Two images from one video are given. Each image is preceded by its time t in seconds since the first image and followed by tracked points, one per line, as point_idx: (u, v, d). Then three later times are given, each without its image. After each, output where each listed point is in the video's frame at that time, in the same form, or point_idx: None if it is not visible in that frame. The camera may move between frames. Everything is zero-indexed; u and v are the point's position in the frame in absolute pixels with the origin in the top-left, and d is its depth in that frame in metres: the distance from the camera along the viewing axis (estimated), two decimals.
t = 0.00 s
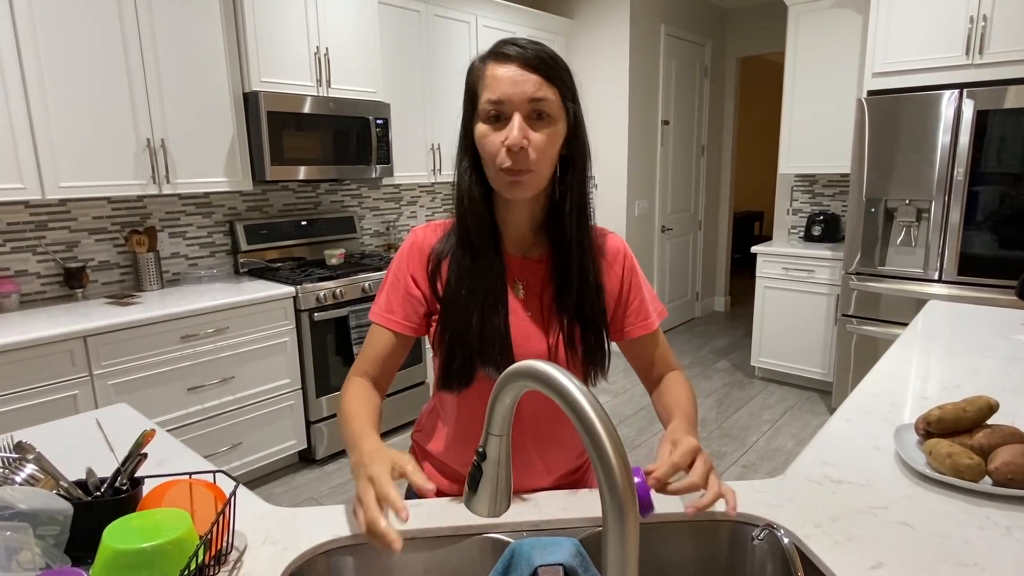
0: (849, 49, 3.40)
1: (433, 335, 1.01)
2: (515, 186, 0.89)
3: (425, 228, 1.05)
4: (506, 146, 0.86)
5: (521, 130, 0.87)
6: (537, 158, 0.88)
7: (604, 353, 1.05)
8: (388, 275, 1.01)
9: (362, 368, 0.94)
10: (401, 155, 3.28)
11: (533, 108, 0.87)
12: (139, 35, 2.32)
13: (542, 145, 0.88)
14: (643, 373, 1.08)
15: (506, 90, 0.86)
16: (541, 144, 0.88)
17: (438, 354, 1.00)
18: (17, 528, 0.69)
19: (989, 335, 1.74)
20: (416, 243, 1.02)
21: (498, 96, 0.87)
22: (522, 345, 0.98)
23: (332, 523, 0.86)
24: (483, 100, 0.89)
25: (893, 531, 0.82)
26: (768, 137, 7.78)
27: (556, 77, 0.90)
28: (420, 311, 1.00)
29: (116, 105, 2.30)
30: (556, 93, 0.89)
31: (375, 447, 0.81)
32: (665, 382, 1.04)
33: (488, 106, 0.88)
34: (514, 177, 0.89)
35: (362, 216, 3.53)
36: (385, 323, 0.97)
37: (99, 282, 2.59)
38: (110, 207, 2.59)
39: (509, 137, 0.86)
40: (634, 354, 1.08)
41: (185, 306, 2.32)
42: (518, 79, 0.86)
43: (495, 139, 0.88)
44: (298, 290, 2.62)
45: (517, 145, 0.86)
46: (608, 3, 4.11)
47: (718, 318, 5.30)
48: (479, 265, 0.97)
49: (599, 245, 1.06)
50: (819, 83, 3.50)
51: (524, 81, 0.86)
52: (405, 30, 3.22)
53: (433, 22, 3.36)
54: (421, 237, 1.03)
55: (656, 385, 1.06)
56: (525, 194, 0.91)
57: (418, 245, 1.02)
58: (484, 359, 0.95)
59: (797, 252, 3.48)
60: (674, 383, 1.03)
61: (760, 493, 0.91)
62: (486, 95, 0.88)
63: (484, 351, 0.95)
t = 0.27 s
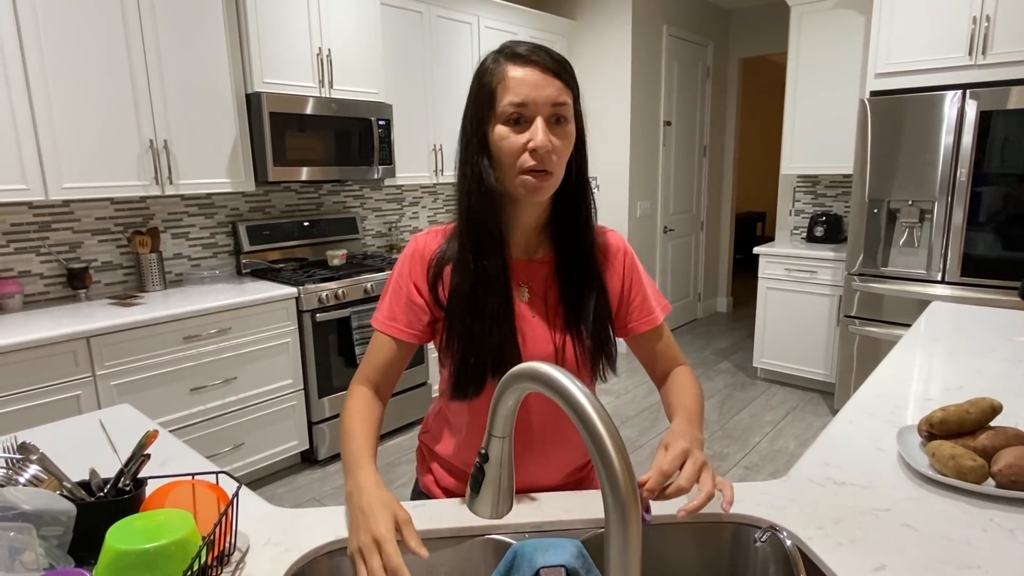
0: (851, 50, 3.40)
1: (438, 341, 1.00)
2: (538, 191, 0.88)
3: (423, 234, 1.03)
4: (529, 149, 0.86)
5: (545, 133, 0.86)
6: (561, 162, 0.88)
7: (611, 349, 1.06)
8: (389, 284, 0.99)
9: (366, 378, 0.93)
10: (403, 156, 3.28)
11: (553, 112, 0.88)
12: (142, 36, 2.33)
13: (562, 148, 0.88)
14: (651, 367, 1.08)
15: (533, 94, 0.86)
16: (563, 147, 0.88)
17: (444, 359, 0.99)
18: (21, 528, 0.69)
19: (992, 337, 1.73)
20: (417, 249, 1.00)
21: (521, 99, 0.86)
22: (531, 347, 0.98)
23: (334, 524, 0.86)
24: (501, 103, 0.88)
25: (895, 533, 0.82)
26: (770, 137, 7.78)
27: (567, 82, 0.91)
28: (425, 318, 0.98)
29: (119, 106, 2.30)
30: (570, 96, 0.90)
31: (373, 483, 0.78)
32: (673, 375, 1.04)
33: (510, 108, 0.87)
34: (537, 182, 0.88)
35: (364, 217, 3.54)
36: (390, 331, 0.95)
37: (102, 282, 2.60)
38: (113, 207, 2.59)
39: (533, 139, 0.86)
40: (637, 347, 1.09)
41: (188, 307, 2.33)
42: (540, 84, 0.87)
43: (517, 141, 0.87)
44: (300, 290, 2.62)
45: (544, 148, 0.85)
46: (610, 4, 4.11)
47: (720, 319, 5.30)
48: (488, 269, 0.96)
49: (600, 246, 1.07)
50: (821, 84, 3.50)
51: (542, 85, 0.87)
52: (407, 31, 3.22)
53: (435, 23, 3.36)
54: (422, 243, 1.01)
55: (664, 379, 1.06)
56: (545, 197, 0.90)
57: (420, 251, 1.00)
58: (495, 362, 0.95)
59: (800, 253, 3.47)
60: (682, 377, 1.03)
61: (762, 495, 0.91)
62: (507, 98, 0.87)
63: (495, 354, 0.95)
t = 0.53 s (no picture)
0: (853, 51, 3.40)
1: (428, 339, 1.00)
2: (502, 192, 0.89)
3: (413, 234, 1.04)
4: (494, 153, 0.87)
5: (508, 139, 0.86)
6: (527, 165, 0.88)
7: (599, 346, 1.05)
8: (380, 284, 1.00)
9: (372, 383, 0.93)
10: (405, 157, 3.28)
11: (518, 116, 0.87)
12: (145, 38, 2.33)
13: (530, 151, 0.88)
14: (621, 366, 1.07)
15: (495, 99, 0.86)
16: (529, 150, 0.88)
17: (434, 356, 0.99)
18: (24, 529, 0.70)
19: (995, 338, 1.73)
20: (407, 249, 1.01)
21: (485, 104, 0.86)
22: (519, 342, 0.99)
23: (336, 525, 0.86)
24: (470, 108, 0.88)
25: (898, 535, 0.82)
26: (772, 139, 7.77)
27: (543, 86, 0.91)
28: (415, 316, 0.99)
29: (123, 107, 2.31)
30: (542, 99, 0.90)
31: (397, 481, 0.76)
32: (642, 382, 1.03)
33: (476, 115, 0.87)
34: (498, 183, 0.89)
35: (366, 218, 3.54)
36: (386, 330, 0.95)
37: (105, 283, 2.60)
38: (116, 208, 2.60)
39: (497, 144, 0.86)
40: (617, 347, 1.08)
41: (190, 308, 2.33)
42: (507, 89, 0.86)
43: (483, 147, 0.87)
44: (302, 291, 2.63)
45: (505, 152, 0.86)
46: (612, 5, 4.12)
47: (722, 320, 5.29)
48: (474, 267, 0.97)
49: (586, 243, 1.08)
50: (823, 85, 3.50)
51: (513, 89, 0.87)
52: (410, 33, 3.23)
53: (437, 25, 3.36)
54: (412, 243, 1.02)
55: (637, 380, 1.05)
56: (511, 198, 0.91)
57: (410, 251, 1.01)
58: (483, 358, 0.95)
59: (802, 254, 3.47)
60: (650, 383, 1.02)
61: (764, 496, 0.91)
62: (474, 103, 0.88)
63: (483, 349, 0.95)
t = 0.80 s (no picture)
0: (857, 52, 3.39)
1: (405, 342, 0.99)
2: (502, 193, 0.90)
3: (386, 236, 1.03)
4: (496, 156, 0.87)
5: (511, 141, 0.87)
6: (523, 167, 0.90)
7: (574, 340, 1.06)
8: (357, 287, 0.99)
9: (370, 386, 0.93)
10: (408, 159, 3.29)
11: (517, 120, 0.88)
12: (149, 40, 2.34)
13: (521, 154, 0.89)
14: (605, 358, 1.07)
15: (499, 101, 0.86)
16: (524, 153, 0.89)
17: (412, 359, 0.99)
18: (28, 529, 0.70)
19: (999, 339, 1.72)
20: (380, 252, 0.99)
21: (491, 107, 0.86)
22: (496, 341, 0.99)
23: (339, 526, 0.86)
24: (466, 111, 0.88)
25: (902, 537, 0.81)
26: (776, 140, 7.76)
27: (528, 87, 0.91)
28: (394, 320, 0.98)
29: (127, 109, 2.32)
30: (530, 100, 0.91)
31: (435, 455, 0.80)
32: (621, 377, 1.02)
33: (479, 116, 0.87)
34: (501, 188, 0.89)
35: (369, 219, 3.55)
36: (365, 335, 0.95)
37: (109, 284, 2.61)
38: (120, 209, 2.61)
39: (501, 147, 0.87)
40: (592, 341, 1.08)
41: (194, 309, 2.34)
42: (506, 91, 0.87)
43: (483, 151, 0.88)
44: (305, 292, 2.63)
45: (509, 155, 0.87)
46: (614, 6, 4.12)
47: (725, 321, 5.29)
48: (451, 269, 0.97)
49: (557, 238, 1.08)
50: (826, 86, 3.49)
51: (508, 92, 0.87)
52: (412, 35, 3.24)
53: (440, 26, 3.37)
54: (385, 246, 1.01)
55: (614, 374, 1.06)
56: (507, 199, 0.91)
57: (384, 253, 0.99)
58: (462, 359, 0.96)
59: (806, 255, 3.46)
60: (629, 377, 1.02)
61: (767, 498, 0.91)
62: (477, 105, 0.87)
63: (462, 349, 0.95)
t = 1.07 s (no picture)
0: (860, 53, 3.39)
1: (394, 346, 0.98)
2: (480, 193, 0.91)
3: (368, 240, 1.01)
4: (473, 158, 0.88)
5: (487, 144, 0.88)
6: (500, 169, 0.91)
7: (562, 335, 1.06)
8: (340, 293, 0.97)
9: (363, 396, 0.93)
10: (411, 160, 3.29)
11: (491, 123, 0.89)
12: (154, 42, 2.35)
13: (500, 155, 0.90)
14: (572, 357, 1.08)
15: (473, 104, 0.87)
16: (501, 154, 0.90)
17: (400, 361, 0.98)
18: (33, 530, 0.70)
19: (1003, 341, 1.72)
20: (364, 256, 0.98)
21: (465, 110, 0.87)
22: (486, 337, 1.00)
23: (343, 527, 0.86)
24: (443, 113, 0.88)
25: (906, 539, 0.81)
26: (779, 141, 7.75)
27: (506, 91, 0.93)
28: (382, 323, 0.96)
29: (132, 110, 2.33)
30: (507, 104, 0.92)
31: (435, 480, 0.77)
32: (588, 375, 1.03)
33: (454, 119, 0.88)
34: (478, 188, 0.91)
35: (372, 220, 3.55)
36: (354, 341, 0.93)
37: (113, 285, 2.62)
38: (124, 211, 2.62)
39: (477, 149, 0.88)
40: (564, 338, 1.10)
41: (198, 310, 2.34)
42: (481, 95, 0.87)
43: (460, 152, 0.89)
44: (308, 293, 2.64)
45: (485, 158, 0.88)
46: (617, 8, 4.12)
47: (728, 322, 5.28)
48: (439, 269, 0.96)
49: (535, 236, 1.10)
50: (829, 87, 3.49)
51: (486, 95, 0.88)
52: (415, 36, 3.24)
53: (443, 28, 3.38)
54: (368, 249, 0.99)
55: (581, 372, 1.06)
56: (484, 199, 0.93)
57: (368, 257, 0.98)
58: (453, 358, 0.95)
59: (809, 257, 3.46)
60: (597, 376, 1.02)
61: (771, 500, 0.90)
62: (451, 108, 0.87)
63: (453, 348, 0.95)
